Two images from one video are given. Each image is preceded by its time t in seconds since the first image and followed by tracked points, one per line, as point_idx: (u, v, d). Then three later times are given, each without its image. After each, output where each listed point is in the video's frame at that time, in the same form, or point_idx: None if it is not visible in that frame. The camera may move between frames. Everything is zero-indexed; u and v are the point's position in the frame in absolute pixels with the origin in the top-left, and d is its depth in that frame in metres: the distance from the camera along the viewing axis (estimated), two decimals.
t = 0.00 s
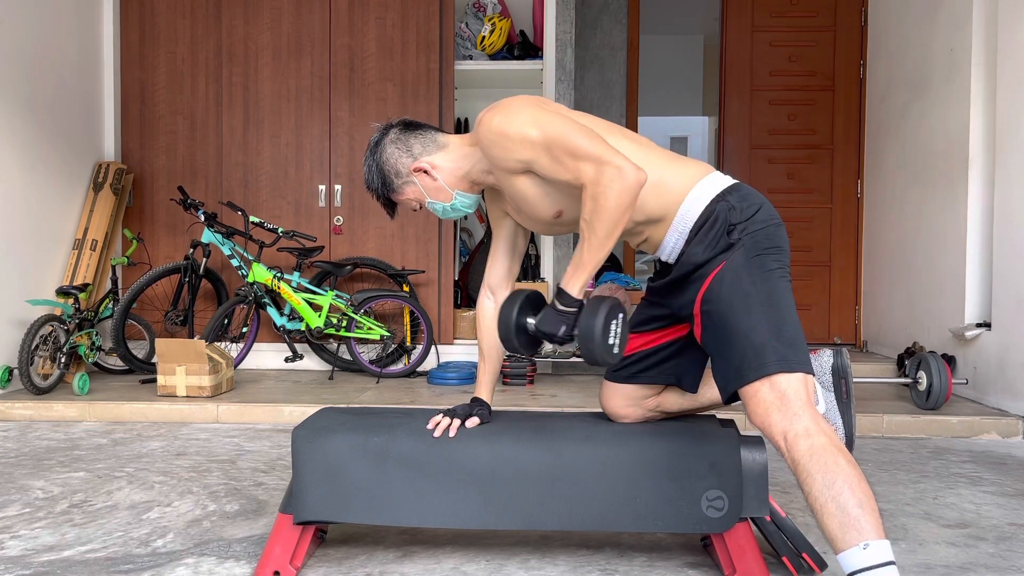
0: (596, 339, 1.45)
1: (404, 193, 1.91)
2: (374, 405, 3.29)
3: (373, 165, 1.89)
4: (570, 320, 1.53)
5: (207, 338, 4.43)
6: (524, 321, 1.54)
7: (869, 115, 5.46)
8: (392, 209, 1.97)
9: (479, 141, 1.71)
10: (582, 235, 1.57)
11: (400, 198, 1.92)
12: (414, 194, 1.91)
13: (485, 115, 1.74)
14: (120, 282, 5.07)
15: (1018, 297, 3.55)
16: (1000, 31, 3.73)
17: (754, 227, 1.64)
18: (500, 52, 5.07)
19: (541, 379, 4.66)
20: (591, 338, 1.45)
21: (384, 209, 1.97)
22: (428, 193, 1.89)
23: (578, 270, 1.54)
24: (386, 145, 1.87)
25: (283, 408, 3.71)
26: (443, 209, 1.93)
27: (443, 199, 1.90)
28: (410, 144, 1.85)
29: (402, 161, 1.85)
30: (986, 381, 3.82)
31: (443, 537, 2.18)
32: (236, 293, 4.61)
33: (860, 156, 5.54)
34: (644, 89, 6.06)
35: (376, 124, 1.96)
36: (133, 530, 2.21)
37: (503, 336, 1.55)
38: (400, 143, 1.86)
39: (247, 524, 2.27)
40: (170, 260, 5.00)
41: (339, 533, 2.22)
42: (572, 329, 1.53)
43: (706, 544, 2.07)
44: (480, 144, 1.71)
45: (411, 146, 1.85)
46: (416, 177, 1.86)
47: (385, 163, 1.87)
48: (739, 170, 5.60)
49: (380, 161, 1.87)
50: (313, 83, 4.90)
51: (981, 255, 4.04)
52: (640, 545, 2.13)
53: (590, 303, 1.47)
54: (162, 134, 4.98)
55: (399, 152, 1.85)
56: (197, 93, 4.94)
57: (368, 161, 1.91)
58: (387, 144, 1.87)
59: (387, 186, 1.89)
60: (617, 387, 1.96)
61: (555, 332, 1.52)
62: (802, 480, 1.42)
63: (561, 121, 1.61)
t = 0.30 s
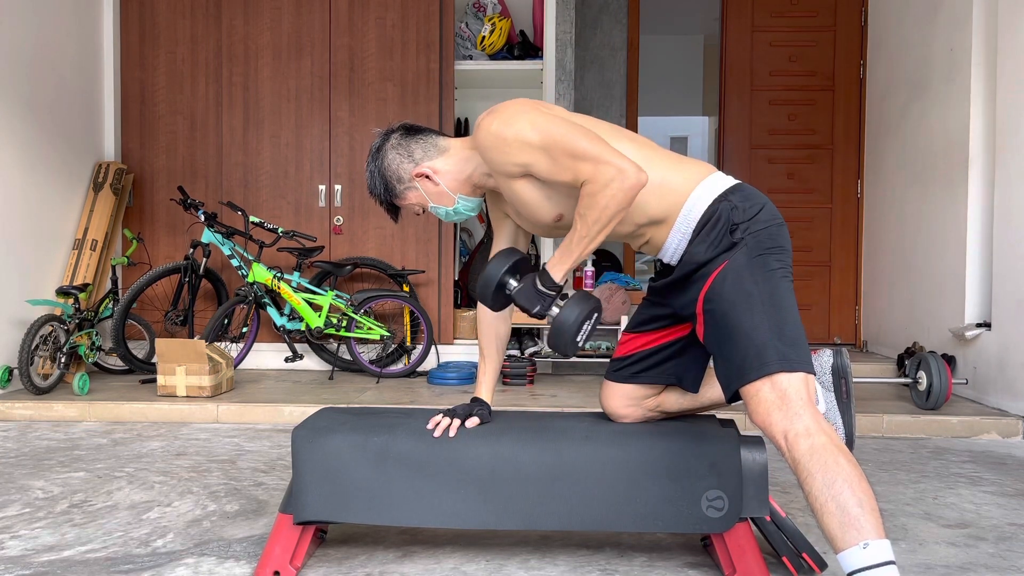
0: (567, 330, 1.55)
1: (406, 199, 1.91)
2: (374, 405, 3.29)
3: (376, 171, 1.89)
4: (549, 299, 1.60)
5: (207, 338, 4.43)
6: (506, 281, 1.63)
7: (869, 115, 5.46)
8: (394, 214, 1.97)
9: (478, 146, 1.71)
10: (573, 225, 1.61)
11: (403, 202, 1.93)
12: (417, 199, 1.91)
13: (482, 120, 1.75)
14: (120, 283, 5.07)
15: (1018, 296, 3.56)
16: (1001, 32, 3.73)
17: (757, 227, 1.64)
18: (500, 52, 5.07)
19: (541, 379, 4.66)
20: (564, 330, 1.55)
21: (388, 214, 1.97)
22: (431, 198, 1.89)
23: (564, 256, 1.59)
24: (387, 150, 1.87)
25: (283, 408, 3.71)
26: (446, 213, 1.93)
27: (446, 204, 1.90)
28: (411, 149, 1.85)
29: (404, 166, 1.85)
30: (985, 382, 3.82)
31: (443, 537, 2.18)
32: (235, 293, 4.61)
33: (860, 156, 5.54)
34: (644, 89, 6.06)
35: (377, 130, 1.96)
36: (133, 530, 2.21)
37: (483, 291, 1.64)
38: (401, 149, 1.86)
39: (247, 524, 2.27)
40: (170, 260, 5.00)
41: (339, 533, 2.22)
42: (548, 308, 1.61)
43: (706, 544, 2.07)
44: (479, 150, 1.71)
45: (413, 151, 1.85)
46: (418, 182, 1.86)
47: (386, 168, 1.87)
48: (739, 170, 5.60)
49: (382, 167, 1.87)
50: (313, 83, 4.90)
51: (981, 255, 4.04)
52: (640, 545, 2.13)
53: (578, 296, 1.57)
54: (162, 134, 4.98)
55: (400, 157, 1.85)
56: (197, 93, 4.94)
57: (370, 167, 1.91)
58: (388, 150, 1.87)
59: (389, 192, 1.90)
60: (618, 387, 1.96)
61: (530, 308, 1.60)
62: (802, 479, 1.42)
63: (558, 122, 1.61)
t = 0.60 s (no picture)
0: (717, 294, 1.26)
1: (408, 197, 1.91)
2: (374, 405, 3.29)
3: (377, 173, 1.88)
4: (676, 301, 1.29)
5: (207, 338, 4.43)
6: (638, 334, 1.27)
7: (869, 114, 5.46)
8: (397, 215, 1.96)
9: (485, 132, 1.71)
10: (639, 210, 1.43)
11: (405, 201, 1.92)
12: (420, 197, 1.90)
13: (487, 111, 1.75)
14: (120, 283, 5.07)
15: (1018, 296, 3.56)
16: (1001, 32, 3.73)
17: (758, 227, 1.64)
18: (500, 52, 5.08)
19: (541, 379, 4.66)
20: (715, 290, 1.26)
21: (392, 216, 1.97)
22: (434, 193, 1.88)
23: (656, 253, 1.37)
24: (386, 150, 1.87)
25: (283, 408, 3.71)
26: (450, 208, 1.92)
27: (449, 198, 1.89)
28: (411, 147, 1.86)
29: (404, 163, 1.85)
30: (985, 382, 3.82)
31: (442, 537, 2.18)
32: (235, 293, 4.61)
33: (860, 156, 5.54)
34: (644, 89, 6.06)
35: (373, 135, 1.97)
36: (133, 530, 2.21)
37: (626, 359, 1.26)
38: (400, 147, 1.86)
39: (247, 524, 2.27)
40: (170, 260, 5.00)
41: (339, 533, 2.22)
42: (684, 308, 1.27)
43: (705, 543, 2.07)
44: (486, 136, 1.71)
45: (412, 148, 1.85)
46: (420, 178, 1.85)
47: (386, 167, 1.87)
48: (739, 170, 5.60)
49: (382, 166, 1.87)
50: (313, 83, 4.90)
51: (981, 255, 4.04)
52: (640, 545, 2.13)
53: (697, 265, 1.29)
54: (162, 134, 4.98)
55: (400, 155, 1.85)
56: (197, 93, 4.94)
57: (370, 169, 1.91)
58: (387, 149, 1.87)
59: (390, 191, 1.90)
60: (618, 387, 1.96)
61: (668, 318, 1.27)
62: (805, 479, 1.41)
63: (567, 103, 1.60)
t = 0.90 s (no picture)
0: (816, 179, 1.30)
1: (412, 197, 1.90)
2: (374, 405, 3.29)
3: (377, 175, 1.89)
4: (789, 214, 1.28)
5: (207, 338, 4.43)
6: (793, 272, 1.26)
7: (869, 114, 5.46)
8: (401, 218, 1.96)
9: (486, 143, 1.69)
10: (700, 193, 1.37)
11: (409, 202, 1.91)
12: (423, 196, 1.89)
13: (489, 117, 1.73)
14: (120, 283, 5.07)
15: (1018, 297, 3.55)
16: (1000, 33, 3.73)
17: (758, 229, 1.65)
18: (500, 52, 5.08)
19: (541, 379, 4.66)
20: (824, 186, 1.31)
21: (396, 219, 1.96)
22: (438, 191, 1.87)
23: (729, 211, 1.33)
24: (385, 152, 1.87)
25: (283, 408, 3.71)
26: (454, 207, 1.90)
27: (453, 195, 1.87)
28: (410, 146, 1.86)
29: (404, 163, 1.85)
30: (985, 381, 3.82)
31: (442, 537, 2.18)
32: (236, 293, 4.61)
33: (859, 156, 5.54)
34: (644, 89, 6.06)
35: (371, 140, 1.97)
36: (133, 530, 2.21)
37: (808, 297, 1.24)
38: (399, 147, 1.86)
39: (247, 524, 2.27)
40: (170, 260, 5.00)
41: (339, 533, 2.22)
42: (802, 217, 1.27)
43: (705, 543, 2.07)
44: (486, 147, 1.69)
45: (411, 148, 1.86)
46: (422, 177, 1.85)
47: (387, 169, 1.87)
48: (739, 170, 5.60)
49: (382, 168, 1.87)
50: (313, 83, 4.90)
51: (981, 256, 4.04)
52: (640, 545, 2.13)
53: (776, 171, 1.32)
54: (161, 134, 4.98)
55: (399, 155, 1.86)
56: (197, 93, 4.94)
57: (370, 173, 1.91)
58: (386, 151, 1.87)
59: (392, 192, 1.89)
60: (617, 387, 1.96)
61: (802, 229, 1.25)
62: (809, 479, 1.41)
63: (565, 113, 1.54)
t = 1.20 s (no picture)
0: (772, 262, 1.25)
1: (416, 193, 1.90)
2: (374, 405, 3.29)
3: (380, 171, 1.89)
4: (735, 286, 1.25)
5: (207, 338, 4.43)
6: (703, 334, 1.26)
7: (869, 114, 5.46)
8: (404, 214, 1.96)
9: (489, 140, 1.69)
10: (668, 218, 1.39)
11: (412, 198, 1.91)
12: (427, 192, 1.89)
13: (492, 113, 1.73)
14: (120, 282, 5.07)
15: (1018, 296, 3.55)
16: (1001, 33, 3.73)
17: (761, 230, 1.64)
18: (500, 52, 5.08)
19: (541, 379, 4.66)
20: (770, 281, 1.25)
21: (399, 215, 1.96)
22: (442, 188, 1.87)
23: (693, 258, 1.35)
24: (389, 148, 1.87)
25: (283, 408, 3.71)
26: (458, 204, 1.90)
27: (458, 191, 1.87)
28: (414, 143, 1.86)
29: (409, 159, 1.85)
30: (985, 381, 3.82)
31: (442, 537, 2.18)
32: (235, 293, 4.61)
33: (859, 156, 5.54)
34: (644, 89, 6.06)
35: (374, 137, 1.97)
36: (133, 530, 2.21)
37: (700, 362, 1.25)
38: (403, 144, 1.87)
39: (247, 524, 2.27)
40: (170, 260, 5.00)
41: (339, 533, 2.22)
42: (746, 294, 1.24)
43: (705, 543, 2.07)
44: (489, 143, 1.69)
45: (415, 144, 1.86)
46: (427, 172, 1.85)
47: (390, 165, 1.87)
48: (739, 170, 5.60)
49: (386, 164, 1.87)
50: (313, 83, 4.90)
51: (981, 256, 4.04)
52: (640, 545, 2.13)
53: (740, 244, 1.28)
54: (161, 134, 4.98)
55: (404, 151, 1.86)
56: (197, 93, 4.94)
57: (374, 170, 1.91)
58: (390, 147, 1.87)
59: (396, 189, 1.89)
60: (617, 386, 1.96)
61: (735, 306, 1.23)
62: (810, 478, 1.42)
63: (570, 110, 1.55)
